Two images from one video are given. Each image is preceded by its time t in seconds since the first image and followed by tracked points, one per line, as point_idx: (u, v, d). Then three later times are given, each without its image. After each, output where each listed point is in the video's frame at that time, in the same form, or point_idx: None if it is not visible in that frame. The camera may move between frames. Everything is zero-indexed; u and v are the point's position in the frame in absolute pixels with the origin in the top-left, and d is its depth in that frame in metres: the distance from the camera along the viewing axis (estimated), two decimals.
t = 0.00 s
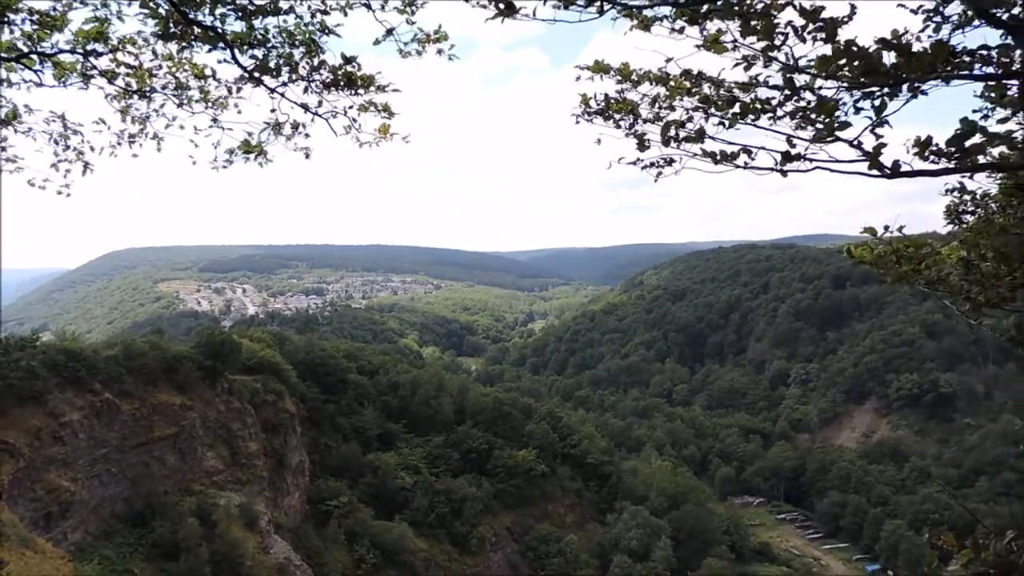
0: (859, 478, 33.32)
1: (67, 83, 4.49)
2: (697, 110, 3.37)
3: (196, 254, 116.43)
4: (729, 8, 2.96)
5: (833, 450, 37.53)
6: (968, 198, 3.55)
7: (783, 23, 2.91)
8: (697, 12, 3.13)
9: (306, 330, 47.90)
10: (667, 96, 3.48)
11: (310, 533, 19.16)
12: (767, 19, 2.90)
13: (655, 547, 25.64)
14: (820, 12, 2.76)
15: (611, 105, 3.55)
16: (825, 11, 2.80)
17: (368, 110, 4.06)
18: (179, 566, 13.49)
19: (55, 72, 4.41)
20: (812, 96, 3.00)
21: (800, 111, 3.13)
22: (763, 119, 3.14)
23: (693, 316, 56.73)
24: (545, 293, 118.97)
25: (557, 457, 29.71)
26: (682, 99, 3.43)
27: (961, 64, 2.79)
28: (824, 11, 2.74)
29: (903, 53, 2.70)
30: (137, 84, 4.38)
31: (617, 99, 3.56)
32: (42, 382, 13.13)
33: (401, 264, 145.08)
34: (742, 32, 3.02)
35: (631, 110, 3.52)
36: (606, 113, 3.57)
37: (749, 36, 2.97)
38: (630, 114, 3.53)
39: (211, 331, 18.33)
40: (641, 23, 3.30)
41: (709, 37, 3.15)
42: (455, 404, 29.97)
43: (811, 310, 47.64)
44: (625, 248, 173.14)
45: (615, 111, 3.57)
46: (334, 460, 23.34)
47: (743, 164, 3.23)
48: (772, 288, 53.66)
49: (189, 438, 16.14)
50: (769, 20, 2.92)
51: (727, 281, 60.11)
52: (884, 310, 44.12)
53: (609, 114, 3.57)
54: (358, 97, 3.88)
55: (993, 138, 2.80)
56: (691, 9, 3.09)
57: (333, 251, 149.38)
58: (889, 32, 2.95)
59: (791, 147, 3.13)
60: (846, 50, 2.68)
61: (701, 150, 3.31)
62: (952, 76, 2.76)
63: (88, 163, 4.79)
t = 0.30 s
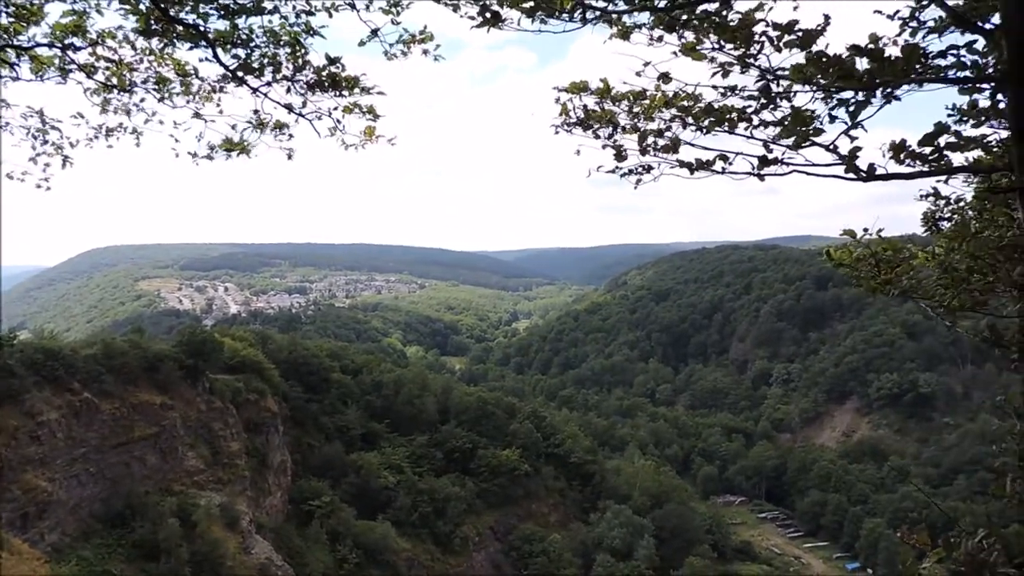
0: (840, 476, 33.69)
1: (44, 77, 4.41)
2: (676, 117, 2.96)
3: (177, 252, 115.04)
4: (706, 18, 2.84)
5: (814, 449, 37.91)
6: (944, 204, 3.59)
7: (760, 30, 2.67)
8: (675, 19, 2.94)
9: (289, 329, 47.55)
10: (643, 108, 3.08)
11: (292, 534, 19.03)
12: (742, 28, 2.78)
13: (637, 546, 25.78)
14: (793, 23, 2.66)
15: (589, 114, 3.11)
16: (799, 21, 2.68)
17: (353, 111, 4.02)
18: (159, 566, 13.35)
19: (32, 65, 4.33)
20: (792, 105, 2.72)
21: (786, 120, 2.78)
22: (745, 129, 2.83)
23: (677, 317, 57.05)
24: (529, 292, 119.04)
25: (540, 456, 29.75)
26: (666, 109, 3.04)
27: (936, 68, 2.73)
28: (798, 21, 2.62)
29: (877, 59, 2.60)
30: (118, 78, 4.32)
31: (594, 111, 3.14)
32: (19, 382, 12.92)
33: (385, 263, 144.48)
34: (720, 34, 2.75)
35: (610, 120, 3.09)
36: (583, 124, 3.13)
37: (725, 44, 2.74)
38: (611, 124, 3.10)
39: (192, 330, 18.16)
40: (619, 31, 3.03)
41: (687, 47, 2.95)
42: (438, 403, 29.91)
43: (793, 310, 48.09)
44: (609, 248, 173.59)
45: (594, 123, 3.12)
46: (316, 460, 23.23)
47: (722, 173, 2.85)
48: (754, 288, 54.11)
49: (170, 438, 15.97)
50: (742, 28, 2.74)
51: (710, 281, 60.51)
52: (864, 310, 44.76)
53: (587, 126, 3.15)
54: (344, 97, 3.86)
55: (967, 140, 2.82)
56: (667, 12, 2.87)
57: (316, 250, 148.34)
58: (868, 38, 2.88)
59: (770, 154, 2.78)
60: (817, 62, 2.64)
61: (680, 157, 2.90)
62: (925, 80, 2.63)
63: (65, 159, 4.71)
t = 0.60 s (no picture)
0: (812, 473, 34.25)
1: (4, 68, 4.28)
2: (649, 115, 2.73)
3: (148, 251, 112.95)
4: (680, 19, 2.70)
5: (788, 446, 38.46)
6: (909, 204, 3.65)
7: (730, 29, 2.58)
8: (648, 17, 2.73)
9: (263, 329, 47.01)
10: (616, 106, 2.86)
11: (267, 536, 18.83)
12: (718, 28, 2.59)
13: (614, 544, 25.97)
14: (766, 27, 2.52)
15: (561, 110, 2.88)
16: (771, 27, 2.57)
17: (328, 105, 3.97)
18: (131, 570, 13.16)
19: None
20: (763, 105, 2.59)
21: (758, 119, 2.61)
22: (717, 129, 2.66)
23: (652, 316, 57.50)
24: (506, 291, 119.07)
25: (517, 455, 29.79)
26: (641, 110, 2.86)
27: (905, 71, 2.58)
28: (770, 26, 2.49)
29: (846, 65, 2.46)
30: (82, 70, 4.21)
31: (566, 109, 2.92)
32: None
33: (361, 263, 143.44)
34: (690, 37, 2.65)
35: (583, 118, 2.87)
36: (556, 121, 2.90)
37: (697, 44, 2.63)
38: (582, 122, 2.87)
39: (164, 330, 17.86)
40: (594, 31, 2.85)
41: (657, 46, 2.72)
42: (415, 403, 29.80)
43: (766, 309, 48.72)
44: (585, 247, 174.31)
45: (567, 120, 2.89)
46: (292, 461, 23.11)
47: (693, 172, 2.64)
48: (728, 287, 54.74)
49: (142, 440, 15.72)
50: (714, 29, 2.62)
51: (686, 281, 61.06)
52: (836, 309, 45.52)
53: (563, 124, 2.92)
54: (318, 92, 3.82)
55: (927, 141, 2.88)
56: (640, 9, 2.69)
57: (291, 249, 146.69)
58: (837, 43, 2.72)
59: (740, 152, 2.58)
60: (788, 66, 2.46)
61: (650, 154, 2.65)
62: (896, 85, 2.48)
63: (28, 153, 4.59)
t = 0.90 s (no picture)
0: (791, 471, 34.62)
1: None
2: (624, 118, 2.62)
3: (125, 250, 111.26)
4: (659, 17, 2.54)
5: (768, 444, 38.85)
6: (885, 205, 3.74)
7: (707, 29, 2.43)
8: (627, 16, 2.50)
9: (244, 329, 46.55)
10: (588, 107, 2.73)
11: (247, 538, 18.65)
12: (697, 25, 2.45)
13: (596, 543, 26.11)
14: (742, 28, 2.39)
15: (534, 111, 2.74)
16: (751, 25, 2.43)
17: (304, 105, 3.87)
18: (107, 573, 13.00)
19: None
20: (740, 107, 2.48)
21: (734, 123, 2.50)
22: (693, 131, 2.54)
23: (635, 316, 57.78)
24: (489, 291, 118.91)
25: (500, 455, 29.78)
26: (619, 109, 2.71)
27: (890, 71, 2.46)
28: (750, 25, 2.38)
29: (820, 67, 2.37)
30: (52, 65, 4.09)
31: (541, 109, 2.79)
32: None
33: (343, 262, 142.52)
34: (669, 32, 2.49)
35: (559, 119, 2.75)
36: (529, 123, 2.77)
37: (675, 43, 2.50)
38: (559, 123, 2.74)
39: (143, 330, 17.61)
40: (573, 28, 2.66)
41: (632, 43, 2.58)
42: (397, 403, 29.68)
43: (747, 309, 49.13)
44: (568, 247, 174.68)
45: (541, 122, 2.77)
46: (273, 461, 22.95)
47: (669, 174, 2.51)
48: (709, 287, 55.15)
49: (119, 442, 15.51)
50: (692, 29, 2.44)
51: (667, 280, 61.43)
52: (815, 309, 46.04)
53: (538, 125, 2.78)
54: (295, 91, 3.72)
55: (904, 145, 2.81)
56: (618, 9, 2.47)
57: (271, 249, 145.34)
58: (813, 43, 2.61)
59: (716, 154, 2.47)
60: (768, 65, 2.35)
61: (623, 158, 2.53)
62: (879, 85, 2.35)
63: None
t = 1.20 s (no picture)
0: (774, 468, 34.98)
1: None
2: (603, 121, 2.67)
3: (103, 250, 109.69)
4: (633, 22, 2.57)
5: (750, 442, 39.19)
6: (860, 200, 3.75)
7: (680, 33, 2.48)
8: (600, 21, 2.57)
9: (225, 330, 46.10)
10: (566, 110, 2.75)
11: (231, 540, 18.53)
12: (669, 32, 2.49)
13: (581, 542, 26.22)
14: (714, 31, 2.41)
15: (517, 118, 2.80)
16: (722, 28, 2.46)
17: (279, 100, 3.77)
18: None
19: None
20: (715, 108, 2.52)
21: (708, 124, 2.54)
22: (670, 132, 2.59)
23: (619, 314, 58.00)
24: (472, 291, 118.66)
25: (484, 455, 29.79)
26: (597, 113, 2.74)
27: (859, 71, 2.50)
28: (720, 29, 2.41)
29: (792, 67, 2.38)
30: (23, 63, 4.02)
31: (520, 115, 2.83)
32: None
33: (326, 262, 141.68)
34: (642, 38, 2.52)
35: (540, 123, 2.78)
36: (513, 128, 2.82)
37: (649, 46, 2.53)
38: (540, 126, 2.78)
39: (123, 331, 17.42)
40: (549, 33, 2.68)
41: (607, 47, 2.62)
42: (381, 404, 29.57)
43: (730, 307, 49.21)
44: (551, 246, 174.71)
45: (524, 126, 2.81)
46: (256, 463, 22.80)
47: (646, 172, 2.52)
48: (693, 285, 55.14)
49: (99, 445, 15.36)
50: (664, 33, 2.50)
51: (651, 279, 61.62)
52: (797, 307, 46.37)
53: (517, 129, 2.84)
54: (269, 85, 3.62)
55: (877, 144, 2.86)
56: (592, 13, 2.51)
57: (253, 249, 144.02)
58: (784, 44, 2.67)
59: (694, 155, 2.50)
60: (738, 68, 2.40)
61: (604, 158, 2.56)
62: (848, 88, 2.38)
63: None
